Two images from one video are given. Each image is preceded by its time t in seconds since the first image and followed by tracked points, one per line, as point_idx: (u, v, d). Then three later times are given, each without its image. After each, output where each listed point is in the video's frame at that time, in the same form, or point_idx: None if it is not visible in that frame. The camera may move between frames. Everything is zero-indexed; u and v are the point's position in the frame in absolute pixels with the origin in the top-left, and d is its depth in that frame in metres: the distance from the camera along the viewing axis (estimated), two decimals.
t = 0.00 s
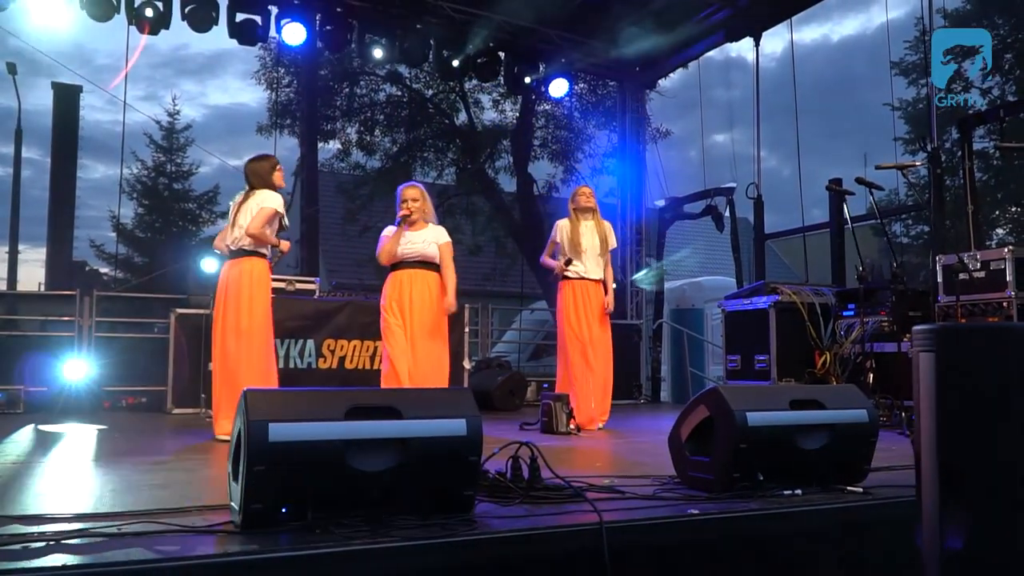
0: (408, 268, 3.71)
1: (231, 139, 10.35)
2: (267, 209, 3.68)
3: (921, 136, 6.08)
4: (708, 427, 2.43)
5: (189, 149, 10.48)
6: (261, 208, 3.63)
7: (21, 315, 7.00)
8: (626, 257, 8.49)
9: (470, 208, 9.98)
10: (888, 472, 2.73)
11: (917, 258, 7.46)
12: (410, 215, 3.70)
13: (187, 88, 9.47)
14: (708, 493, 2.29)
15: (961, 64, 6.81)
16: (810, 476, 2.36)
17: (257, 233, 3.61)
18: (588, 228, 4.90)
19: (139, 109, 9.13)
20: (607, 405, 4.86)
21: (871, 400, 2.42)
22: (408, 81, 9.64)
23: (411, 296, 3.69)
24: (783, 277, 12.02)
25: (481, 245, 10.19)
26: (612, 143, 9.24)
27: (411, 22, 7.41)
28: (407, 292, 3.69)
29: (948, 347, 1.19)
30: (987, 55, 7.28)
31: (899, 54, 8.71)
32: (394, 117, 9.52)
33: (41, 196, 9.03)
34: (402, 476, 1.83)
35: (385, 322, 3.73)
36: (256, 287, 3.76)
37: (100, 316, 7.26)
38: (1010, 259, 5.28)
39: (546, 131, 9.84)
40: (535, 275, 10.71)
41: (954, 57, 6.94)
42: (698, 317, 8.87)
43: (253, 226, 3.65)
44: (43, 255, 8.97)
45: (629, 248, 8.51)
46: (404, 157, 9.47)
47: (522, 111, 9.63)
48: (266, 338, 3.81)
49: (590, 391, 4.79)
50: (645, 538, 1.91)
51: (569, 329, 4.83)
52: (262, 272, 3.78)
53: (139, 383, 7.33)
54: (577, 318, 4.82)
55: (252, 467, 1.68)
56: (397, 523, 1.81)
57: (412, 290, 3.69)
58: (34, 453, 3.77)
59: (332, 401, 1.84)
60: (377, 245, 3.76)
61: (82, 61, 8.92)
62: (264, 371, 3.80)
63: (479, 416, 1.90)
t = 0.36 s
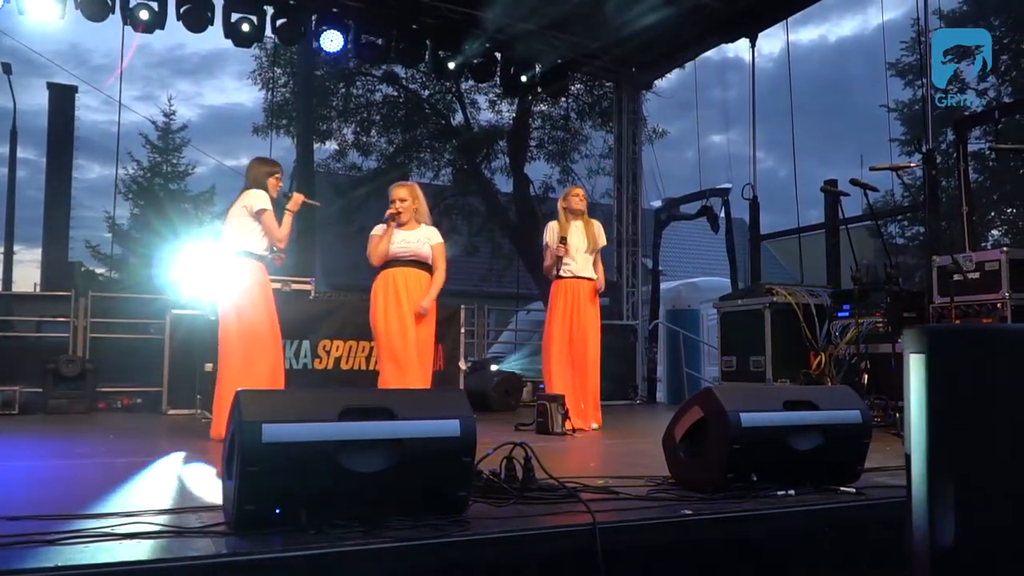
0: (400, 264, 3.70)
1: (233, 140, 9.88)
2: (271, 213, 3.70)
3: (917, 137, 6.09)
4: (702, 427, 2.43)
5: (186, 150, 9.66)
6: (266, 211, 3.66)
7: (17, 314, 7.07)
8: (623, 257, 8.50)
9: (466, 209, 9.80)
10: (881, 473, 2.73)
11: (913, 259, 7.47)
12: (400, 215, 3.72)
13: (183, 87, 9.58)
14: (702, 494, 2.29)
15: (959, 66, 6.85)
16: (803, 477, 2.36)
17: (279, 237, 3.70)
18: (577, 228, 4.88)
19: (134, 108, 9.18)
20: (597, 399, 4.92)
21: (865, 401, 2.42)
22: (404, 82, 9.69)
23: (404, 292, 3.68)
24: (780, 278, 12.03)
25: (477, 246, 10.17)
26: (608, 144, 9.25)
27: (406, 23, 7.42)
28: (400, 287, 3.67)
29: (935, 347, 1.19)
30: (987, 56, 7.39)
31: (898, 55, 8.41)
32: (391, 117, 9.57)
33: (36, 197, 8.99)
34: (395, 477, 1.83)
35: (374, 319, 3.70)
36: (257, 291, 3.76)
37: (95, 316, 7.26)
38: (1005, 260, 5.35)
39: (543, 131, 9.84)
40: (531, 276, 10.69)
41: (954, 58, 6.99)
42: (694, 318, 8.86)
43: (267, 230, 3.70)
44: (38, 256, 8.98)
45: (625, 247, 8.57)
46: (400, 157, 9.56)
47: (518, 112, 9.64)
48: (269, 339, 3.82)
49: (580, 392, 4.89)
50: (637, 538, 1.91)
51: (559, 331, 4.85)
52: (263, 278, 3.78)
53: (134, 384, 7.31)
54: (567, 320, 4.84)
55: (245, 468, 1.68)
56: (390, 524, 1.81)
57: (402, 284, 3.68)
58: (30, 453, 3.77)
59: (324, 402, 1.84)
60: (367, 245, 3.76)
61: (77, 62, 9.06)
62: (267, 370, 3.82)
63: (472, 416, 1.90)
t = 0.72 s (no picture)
0: (391, 257, 3.71)
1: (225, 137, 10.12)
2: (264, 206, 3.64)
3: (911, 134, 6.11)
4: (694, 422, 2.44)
5: (181, 146, 9.90)
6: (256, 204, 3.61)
7: (12, 311, 7.06)
8: (619, 253, 8.51)
9: (462, 205, 9.96)
10: (873, 468, 2.75)
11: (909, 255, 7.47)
12: (389, 201, 3.72)
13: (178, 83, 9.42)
14: (694, 489, 2.29)
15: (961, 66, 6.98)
16: (794, 473, 2.37)
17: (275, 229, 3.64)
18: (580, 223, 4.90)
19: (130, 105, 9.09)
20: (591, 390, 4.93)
21: (856, 397, 2.43)
22: (399, 77, 9.65)
23: (399, 288, 3.70)
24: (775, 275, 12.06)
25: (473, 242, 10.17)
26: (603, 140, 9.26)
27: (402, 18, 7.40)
28: (395, 285, 3.69)
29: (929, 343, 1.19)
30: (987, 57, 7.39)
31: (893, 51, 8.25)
32: (386, 113, 9.54)
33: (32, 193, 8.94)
34: (387, 471, 1.83)
35: (367, 315, 3.70)
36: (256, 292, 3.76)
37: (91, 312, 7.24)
38: (998, 256, 5.35)
39: (539, 127, 9.81)
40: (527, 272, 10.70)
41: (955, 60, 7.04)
42: (689, 315, 8.88)
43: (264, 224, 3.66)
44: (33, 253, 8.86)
45: (622, 242, 8.58)
46: (396, 153, 9.57)
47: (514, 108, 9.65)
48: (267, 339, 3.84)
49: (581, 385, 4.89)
50: (629, 532, 1.92)
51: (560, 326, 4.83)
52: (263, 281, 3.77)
53: (130, 380, 7.30)
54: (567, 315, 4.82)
55: (237, 463, 1.68)
56: (382, 518, 1.82)
57: (397, 280, 3.69)
58: (25, 449, 3.76)
59: (317, 397, 1.84)
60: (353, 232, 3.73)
61: (72, 58, 8.84)
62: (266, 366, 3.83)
63: (464, 411, 1.90)
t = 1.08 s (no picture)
0: (386, 249, 3.73)
1: (222, 122, 10.14)
2: (261, 191, 3.55)
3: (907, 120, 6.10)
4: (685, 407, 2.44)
5: (177, 134, 9.59)
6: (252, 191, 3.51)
7: (9, 298, 7.06)
8: (615, 240, 8.51)
9: (459, 191, 9.94)
10: (863, 452, 2.76)
11: (906, 242, 7.48)
12: (386, 194, 3.70)
13: (175, 71, 9.54)
14: (684, 473, 2.31)
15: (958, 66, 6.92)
16: (784, 457, 2.39)
17: (272, 216, 3.57)
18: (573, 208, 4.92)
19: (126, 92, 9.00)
20: (596, 379, 4.88)
21: (847, 382, 2.44)
22: (395, 64, 9.60)
23: (397, 281, 3.74)
24: (771, 262, 12.08)
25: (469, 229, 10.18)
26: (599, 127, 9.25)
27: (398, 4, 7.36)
28: (394, 278, 3.73)
29: (913, 330, 1.19)
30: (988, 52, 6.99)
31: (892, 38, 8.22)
32: (382, 100, 9.50)
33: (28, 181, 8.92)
34: (377, 455, 1.84)
35: (361, 304, 3.72)
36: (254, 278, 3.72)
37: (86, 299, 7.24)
38: (993, 243, 5.44)
39: (536, 114, 9.82)
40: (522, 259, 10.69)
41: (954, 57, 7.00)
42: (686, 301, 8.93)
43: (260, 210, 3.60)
44: (32, 241, 8.91)
45: (618, 229, 8.56)
46: (390, 140, 9.46)
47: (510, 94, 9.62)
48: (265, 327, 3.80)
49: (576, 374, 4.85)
50: (619, 516, 1.93)
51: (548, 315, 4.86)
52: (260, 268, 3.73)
53: (126, 367, 7.31)
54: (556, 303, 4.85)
55: (226, 447, 1.68)
56: (372, 502, 1.83)
57: (398, 273, 3.74)
58: (20, 435, 3.77)
59: (307, 381, 1.85)
60: (350, 228, 3.69)
61: (69, 44, 9.08)
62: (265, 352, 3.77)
63: (454, 395, 1.91)
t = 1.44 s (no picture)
0: (388, 235, 3.72)
1: (223, 111, 10.46)
2: (247, 173, 3.28)
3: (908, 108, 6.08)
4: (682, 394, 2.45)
5: (179, 121, 10.06)
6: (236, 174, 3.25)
7: (11, 286, 7.08)
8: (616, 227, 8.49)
9: (460, 179, 10.01)
10: (859, 439, 2.77)
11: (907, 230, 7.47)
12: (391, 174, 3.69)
13: (176, 58, 9.41)
14: (680, 460, 2.31)
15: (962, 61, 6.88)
16: (781, 444, 2.39)
17: (259, 196, 3.28)
18: (562, 197, 4.89)
19: (127, 80, 9.09)
20: (590, 365, 4.93)
21: (844, 368, 2.44)
22: (396, 52, 9.58)
23: (398, 264, 3.73)
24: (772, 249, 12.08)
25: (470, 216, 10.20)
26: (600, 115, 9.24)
27: None
28: (394, 261, 3.72)
29: (905, 313, 1.20)
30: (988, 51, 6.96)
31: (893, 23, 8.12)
32: (383, 87, 9.47)
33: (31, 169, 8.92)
34: (373, 442, 1.84)
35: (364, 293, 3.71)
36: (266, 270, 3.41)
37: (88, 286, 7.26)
38: (993, 229, 5.45)
39: (537, 101, 9.73)
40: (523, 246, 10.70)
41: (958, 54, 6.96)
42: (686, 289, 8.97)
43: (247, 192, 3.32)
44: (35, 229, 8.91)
45: (618, 217, 8.56)
46: (391, 128, 9.44)
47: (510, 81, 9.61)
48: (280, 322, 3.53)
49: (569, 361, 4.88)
50: (615, 503, 1.94)
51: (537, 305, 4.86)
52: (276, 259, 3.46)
53: (127, 354, 7.33)
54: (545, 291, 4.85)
55: (222, 434, 1.69)
56: (368, 489, 1.84)
57: (398, 255, 3.74)
58: (21, 422, 3.79)
59: (302, 368, 1.85)
60: (361, 212, 3.60)
61: (70, 32, 8.92)
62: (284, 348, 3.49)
63: (450, 382, 1.91)
